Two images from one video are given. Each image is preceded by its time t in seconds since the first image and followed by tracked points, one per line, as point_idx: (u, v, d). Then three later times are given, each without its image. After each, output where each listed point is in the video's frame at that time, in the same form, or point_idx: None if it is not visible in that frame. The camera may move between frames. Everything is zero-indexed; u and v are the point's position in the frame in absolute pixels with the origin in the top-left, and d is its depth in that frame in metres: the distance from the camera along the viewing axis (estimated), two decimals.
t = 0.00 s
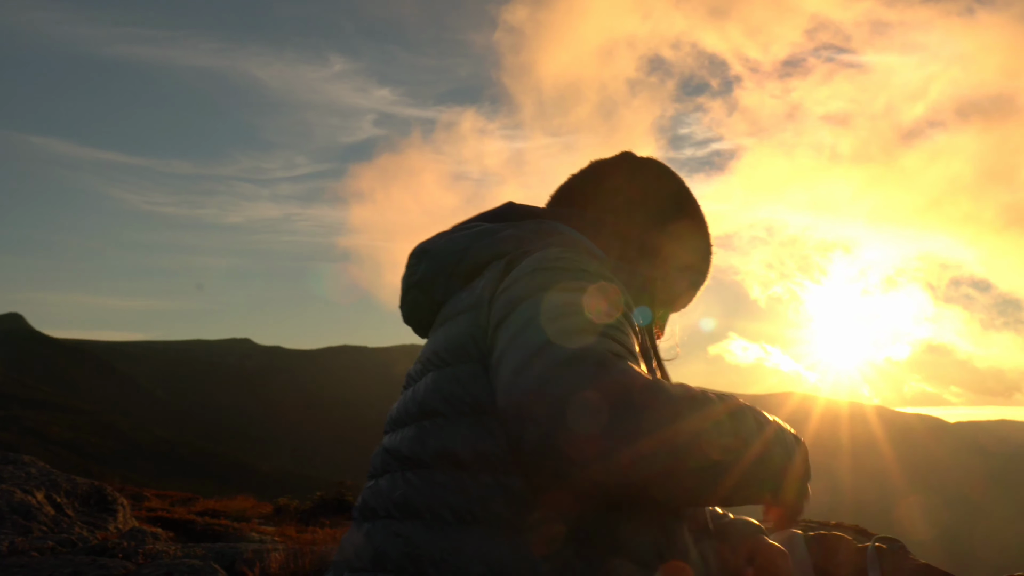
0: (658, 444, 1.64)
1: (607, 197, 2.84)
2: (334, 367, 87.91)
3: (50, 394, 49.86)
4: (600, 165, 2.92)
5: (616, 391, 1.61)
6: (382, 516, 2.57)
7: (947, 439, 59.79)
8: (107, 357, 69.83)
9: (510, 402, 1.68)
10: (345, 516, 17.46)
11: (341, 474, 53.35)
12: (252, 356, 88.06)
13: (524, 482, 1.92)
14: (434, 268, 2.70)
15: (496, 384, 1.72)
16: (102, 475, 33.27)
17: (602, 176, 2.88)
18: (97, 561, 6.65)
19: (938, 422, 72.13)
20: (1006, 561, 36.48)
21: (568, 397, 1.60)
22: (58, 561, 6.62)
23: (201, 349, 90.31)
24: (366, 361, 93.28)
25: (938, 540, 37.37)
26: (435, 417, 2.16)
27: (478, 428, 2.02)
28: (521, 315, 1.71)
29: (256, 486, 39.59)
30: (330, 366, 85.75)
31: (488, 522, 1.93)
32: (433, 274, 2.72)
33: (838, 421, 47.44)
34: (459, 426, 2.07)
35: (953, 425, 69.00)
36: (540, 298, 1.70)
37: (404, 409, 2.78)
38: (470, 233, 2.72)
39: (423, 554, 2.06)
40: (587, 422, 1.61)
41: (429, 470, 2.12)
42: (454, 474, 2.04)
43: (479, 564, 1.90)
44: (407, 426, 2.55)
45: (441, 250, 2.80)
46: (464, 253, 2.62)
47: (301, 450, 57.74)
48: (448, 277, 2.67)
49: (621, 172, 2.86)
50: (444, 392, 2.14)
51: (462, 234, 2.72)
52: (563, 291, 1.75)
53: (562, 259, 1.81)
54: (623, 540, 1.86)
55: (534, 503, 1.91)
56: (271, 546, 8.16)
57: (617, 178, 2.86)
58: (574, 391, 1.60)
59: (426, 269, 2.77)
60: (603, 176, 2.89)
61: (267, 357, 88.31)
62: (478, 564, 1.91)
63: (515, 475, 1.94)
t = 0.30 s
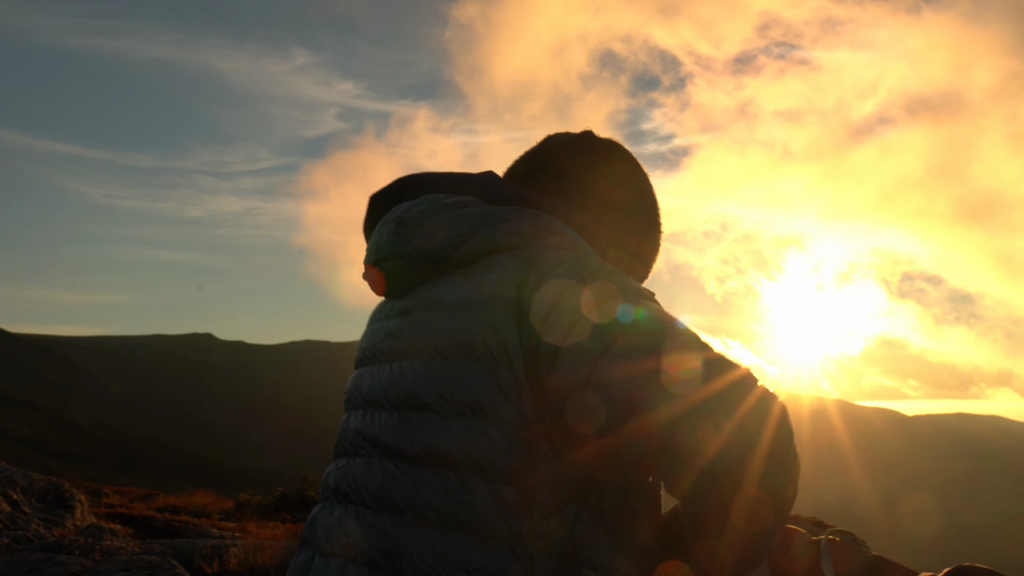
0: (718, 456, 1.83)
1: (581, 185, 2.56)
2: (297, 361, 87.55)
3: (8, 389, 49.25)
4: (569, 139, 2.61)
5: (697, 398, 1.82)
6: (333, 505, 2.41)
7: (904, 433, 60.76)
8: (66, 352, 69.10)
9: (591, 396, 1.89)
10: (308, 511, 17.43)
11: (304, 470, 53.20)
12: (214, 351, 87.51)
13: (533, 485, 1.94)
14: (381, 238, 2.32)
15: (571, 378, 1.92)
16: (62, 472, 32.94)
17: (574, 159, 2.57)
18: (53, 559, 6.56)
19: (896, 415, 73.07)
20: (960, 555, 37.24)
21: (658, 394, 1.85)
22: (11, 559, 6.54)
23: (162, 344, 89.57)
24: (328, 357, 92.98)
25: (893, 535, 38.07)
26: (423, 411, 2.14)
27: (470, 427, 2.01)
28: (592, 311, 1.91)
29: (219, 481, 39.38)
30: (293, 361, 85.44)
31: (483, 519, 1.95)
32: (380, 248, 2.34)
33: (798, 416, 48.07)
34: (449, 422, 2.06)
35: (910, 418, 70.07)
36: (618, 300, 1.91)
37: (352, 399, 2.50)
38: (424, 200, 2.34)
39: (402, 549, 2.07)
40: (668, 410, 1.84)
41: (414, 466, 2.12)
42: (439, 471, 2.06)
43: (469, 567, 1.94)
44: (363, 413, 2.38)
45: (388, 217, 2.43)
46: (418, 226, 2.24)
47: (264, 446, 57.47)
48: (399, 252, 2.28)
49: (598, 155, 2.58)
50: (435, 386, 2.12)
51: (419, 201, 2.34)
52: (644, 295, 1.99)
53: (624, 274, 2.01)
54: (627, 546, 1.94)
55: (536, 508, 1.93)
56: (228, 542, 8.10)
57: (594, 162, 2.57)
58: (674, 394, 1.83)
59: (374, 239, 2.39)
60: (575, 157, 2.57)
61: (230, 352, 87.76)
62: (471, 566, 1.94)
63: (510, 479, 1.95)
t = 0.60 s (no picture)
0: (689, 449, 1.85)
1: (561, 175, 2.57)
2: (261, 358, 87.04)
3: None
4: (524, 122, 2.58)
5: (672, 396, 1.82)
6: (306, 493, 2.41)
7: (866, 429, 61.49)
8: (26, 350, 68.26)
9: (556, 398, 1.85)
10: (272, 510, 17.35)
11: (268, 469, 52.95)
12: (178, 348, 86.80)
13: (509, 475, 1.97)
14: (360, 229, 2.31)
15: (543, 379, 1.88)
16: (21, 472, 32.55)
17: (551, 150, 2.56)
18: (9, 559, 6.48)
19: (857, 411, 73.92)
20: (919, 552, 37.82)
21: (631, 388, 1.81)
22: None
23: (124, 343, 88.68)
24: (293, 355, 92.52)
25: (854, 531, 38.59)
26: (401, 402, 2.14)
27: (449, 420, 2.01)
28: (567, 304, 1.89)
29: (182, 480, 39.11)
30: (258, 359, 84.95)
31: (458, 512, 1.96)
32: (360, 239, 2.34)
33: (762, 414, 48.56)
34: (424, 412, 2.06)
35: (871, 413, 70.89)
36: (600, 299, 1.88)
37: (321, 384, 2.49)
38: (407, 191, 2.35)
39: (381, 542, 2.08)
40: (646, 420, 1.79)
41: (390, 458, 2.12)
42: (415, 462, 2.06)
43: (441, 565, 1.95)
44: (335, 400, 2.38)
45: (365, 207, 2.44)
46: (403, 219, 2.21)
47: (229, 444, 57.13)
48: (381, 244, 2.27)
49: (567, 156, 2.57)
50: (414, 378, 2.11)
51: (401, 192, 2.35)
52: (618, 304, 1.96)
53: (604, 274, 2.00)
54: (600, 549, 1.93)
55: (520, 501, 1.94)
56: (188, 541, 8.06)
57: (575, 162, 2.60)
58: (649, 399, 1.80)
59: (351, 229, 2.39)
60: (542, 147, 2.57)
61: (193, 350, 87.07)
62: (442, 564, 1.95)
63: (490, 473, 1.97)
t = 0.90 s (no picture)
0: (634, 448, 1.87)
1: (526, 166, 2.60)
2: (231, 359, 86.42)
3: None
4: (481, 114, 2.60)
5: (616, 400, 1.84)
6: (258, 481, 2.42)
7: (835, 427, 62.04)
8: None
9: (502, 393, 1.86)
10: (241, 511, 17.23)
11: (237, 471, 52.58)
12: (146, 349, 86.01)
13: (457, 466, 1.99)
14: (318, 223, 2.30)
15: (487, 375, 1.89)
16: None
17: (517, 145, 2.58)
18: None
19: (827, 410, 74.37)
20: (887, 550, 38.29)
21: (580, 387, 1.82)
22: None
23: (91, 345, 87.74)
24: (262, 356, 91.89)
25: (824, 529, 38.99)
26: (354, 389, 2.14)
27: (399, 412, 2.02)
28: (529, 299, 1.91)
29: (150, 483, 38.75)
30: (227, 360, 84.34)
31: (404, 503, 1.97)
32: (319, 231, 2.34)
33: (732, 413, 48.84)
34: (375, 401, 2.07)
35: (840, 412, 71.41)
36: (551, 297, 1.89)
37: (275, 372, 2.49)
38: (369, 181, 2.35)
39: (330, 535, 2.10)
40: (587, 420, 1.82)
41: (340, 448, 2.13)
42: (364, 452, 2.07)
43: (385, 558, 1.96)
44: (288, 387, 2.38)
45: (324, 198, 2.44)
46: (366, 211, 2.22)
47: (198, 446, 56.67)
48: (341, 237, 2.27)
49: (527, 155, 2.60)
50: (369, 368, 2.12)
51: (360, 184, 2.35)
52: (573, 303, 1.97)
53: (557, 273, 2.01)
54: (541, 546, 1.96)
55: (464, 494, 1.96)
56: (154, 544, 8.01)
57: (539, 156, 2.63)
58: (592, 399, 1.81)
59: (309, 221, 2.38)
60: (504, 142, 2.59)
61: (162, 351, 86.28)
62: (384, 560, 1.96)
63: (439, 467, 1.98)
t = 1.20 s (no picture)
0: (571, 453, 1.89)
1: (479, 170, 2.62)
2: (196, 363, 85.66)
3: None
4: (430, 119, 2.60)
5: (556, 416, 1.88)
6: (190, 481, 2.38)
7: (803, 426, 62.57)
8: None
9: (454, 394, 1.88)
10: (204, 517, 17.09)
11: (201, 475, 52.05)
12: (110, 353, 85.05)
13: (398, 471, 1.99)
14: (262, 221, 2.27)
15: (434, 381, 1.90)
16: None
17: (468, 147, 2.60)
18: None
19: (792, 410, 74.83)
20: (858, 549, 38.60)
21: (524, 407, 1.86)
22: None
23: (54, 349, 86.65)
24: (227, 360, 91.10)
25: (794, 529, 39.26)
26: (294, 391, 2.12)
27: (342, 416, 2.02)
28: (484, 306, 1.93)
29: (113, 489, 38.25)
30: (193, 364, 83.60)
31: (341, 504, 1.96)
32: (265, 232, 2.33)
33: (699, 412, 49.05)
34: (321, 405, 2.05)
35: (805, 412, 71.92)
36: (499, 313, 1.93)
37: (217, 371, 2.47)
38: (319, 180, 2.33)
39: (260, 534, 2.06)
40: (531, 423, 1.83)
41: (277, 448, 2.10)
42: (303, 454, 2.05)
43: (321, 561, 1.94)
44: (227, 387, 2.35)
45: (270, 196, 2.41)
46: (312, 211, 2.23)
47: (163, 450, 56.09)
48: (290, 237, 2.26)
49: (482, 162, 2.62)
50: (315, 368, 2.10)
51: (310, 183, 2.33)
52: (522, 314, 2.00)
53: (505, 276, 2.03)
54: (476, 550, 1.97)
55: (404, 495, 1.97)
56: (119, 548, 7.97)
57: (490, 160, 2.64)
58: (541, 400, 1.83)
59: (256, 220, 2.36)
60: (457, 146, 2.59)
61: (126, 356, 85.35)
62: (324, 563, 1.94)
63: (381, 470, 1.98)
